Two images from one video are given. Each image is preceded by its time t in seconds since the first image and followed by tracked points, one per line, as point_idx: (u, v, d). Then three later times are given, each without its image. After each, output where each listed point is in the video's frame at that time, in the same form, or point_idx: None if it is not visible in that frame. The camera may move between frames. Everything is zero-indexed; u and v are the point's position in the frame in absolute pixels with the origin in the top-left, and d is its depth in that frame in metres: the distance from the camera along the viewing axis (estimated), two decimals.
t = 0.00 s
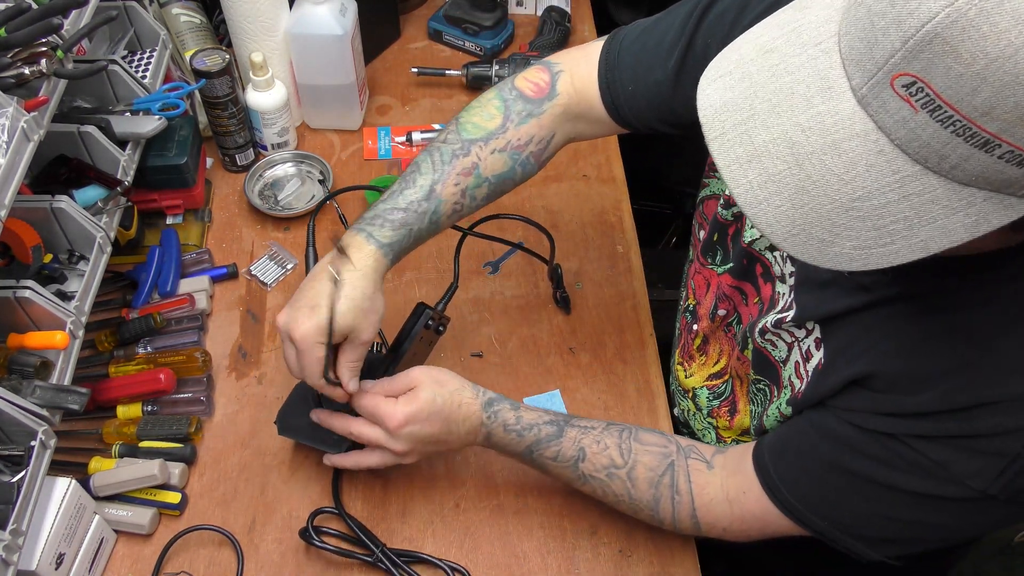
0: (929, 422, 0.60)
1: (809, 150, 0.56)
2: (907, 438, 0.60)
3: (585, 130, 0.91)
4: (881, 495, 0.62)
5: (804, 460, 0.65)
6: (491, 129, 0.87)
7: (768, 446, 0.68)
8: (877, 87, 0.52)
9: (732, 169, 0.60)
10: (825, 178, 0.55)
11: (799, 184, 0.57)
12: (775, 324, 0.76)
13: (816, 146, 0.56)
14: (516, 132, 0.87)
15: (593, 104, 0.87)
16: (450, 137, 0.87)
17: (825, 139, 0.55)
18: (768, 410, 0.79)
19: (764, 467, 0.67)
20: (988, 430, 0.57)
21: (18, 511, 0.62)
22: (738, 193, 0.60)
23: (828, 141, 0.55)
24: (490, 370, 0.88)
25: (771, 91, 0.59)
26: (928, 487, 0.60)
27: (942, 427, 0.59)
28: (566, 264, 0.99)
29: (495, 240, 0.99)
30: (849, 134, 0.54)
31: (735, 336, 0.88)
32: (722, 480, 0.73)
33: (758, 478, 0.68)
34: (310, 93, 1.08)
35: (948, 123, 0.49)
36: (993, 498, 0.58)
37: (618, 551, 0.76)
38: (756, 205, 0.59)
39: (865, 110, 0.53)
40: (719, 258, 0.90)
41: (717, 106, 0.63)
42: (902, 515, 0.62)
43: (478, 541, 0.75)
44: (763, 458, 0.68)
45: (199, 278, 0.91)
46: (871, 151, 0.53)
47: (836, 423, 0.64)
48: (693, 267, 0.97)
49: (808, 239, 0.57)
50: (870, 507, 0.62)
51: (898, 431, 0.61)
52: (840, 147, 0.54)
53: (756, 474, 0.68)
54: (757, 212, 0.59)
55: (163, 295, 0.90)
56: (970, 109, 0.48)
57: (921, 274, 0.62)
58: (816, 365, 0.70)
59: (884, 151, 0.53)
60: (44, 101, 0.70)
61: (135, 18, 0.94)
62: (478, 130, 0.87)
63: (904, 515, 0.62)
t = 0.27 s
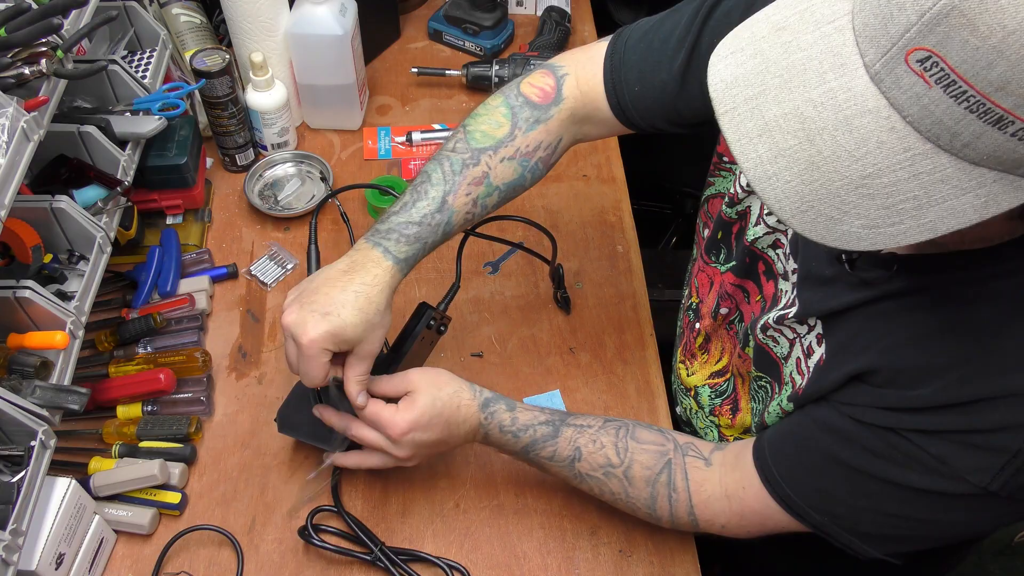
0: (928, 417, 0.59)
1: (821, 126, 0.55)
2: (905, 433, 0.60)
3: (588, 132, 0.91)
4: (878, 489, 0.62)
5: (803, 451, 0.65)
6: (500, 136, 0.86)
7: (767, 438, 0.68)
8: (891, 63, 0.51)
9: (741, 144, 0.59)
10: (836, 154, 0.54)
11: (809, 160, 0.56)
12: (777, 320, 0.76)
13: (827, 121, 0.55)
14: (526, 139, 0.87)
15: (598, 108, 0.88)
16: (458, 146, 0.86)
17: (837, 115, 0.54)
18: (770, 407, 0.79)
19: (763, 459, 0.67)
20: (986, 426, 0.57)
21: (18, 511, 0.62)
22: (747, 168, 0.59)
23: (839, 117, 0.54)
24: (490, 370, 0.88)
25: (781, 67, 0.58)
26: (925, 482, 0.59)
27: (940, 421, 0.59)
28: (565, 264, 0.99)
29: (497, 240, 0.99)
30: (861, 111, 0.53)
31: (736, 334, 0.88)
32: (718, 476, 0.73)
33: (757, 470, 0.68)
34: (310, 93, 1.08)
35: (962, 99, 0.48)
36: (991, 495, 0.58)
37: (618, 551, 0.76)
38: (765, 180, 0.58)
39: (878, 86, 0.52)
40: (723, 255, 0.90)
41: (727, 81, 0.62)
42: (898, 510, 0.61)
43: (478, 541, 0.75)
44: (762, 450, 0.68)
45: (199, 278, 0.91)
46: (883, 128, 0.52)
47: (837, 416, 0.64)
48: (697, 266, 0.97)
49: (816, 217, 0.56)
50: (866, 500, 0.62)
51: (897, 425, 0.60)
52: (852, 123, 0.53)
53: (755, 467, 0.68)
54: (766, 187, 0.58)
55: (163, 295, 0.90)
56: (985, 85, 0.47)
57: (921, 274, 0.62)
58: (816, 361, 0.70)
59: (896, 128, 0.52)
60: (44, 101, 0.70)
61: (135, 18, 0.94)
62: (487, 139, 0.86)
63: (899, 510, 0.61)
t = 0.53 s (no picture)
0: (933, 412, 0.59)
1: (802, 79, 0.54)
2: (910, 430, 0.60)
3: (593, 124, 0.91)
4: (882, 488, 0.61)
5: (805, 452, 0.64)
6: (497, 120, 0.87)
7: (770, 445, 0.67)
8: (869, 20, 0.50)
9: (726, 96, 0.59)
10: (812, 107, 0.53)
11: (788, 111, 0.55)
12: (782, 317, 0.76)
13: (807, 76, 0.54)
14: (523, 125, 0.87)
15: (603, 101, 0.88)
16: (462, 130, 0.87)
17: (817, 68, 0.53)
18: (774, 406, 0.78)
19: (766, 464, 0.67)
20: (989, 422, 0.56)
21: (18, 511, 0.62)
22: (729, 121, 0.59)
23: (819, 72, 0.53)
24: (490, 370, 0.88)
25: (771, 25, 0.58)
26: (931, 480, 0.59)
27: (945, 417, 0.58)
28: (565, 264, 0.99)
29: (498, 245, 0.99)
30: (839, 67, 0.52)
31: (740, 333, 0.88)
32: (726, 493, 0.71)
33: (761, 472, 0.67)
34: (310, 93, 1.08)
35: (933, 50, 0.47)
36: (1000, 492, 0.57)
37: (618, 551, 0.76)
38: (746, 131, 0.58)
39: (856, 44, 0.51)
40: (727, 253, 0.91)
41: (719, 39, 0.62)
42: (904, 509, 0.61)
43: (478, 542, 0.75)
44: (766, 456, 0.67)
45: (199, 278, 0.91)
46: (859, 82, 0.51)
47: (841, 416, 0.64)
48: (700, 264, 0.98)
49: (793, 169, 0.55)
50: (870, 501, 0.62)
51: (901, 422, 0.60)
52: (832, 76, 0.52)
53: (758, 471, 0.68)
54: (747, 139, 0.58)
55: (163, 295, 0.90)
56: (954, 34, 0.46)
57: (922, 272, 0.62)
58: (822, 359, 0.69)
59: (873, 83, 0.50)
60: (44, 101, 0.70)
61: (135, 18, 0.95)
62: (490, 125, 0.87)
63: (904, 509, 0.61)
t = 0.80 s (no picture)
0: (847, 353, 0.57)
1: None
2: (819, 380, 0.57)
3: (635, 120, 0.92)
4: (813, 467, 0.55)
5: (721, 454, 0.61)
6: (660, 122, 1.05)
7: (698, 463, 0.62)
8: None
9: None
10: None
11: None
12: (755, 281, 0.77)
13: None
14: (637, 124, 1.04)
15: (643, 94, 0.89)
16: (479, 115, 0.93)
17: None
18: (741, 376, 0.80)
19: (686, 481, 0.62)
20: (896, 348, 0.53)
21: (18, 512, 0.62)
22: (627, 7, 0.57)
23: None
24: (490, 370, 0.88)
25: None
26: (849, 436, 0.53)
27: (852, 358, 0.56)
28: (565, 264, 0.99)
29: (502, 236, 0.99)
30: None
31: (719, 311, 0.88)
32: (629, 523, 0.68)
33: (682, 505, 0.62)
34: (310, 93, 1.08)
35: None
36: (927, 447, 0.51)
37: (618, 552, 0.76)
38: (641, 16, 0.56)
39: None
40: (728, 222, 0.89)
41: None
42: (824, 493, 0.55)
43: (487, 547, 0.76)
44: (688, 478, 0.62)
45: (199, 278, 0.91)
46: None
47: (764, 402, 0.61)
48: (705, 236, 0.96)
49: (680, 44, 0.54)
50: (803, 490, 0.56)
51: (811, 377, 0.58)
52: None
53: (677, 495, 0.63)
54: (642, 22, 0.56)
55: (163, 295, 0.90)
56: None
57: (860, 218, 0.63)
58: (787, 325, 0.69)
59: None
60: (44, 101, 0.70)
61: (135, 18, 0.95)
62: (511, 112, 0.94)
63: (831, 495, 0.55)
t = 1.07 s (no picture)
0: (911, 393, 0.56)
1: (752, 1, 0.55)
2: (881, 421, 0.57)
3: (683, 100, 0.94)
4: (875, 504, 0.56)
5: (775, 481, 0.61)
6: (657, 131, 1.06)
7: (753, 488, 0.62)
8: None
9: (683, 21, 0.59)
10: (764, 26, 0.54)
11: (738, 31, 0.56)
12: (778, 298, 0.76)
13: None
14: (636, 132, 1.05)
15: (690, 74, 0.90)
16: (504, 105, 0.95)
17: None
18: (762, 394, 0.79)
19: (746, 506, 0.62)
20: (965, 396, 0.53)
21: (18, 512, 0.62)
22: (684, 41, 0.59)
23: None
24: (490, 370, 0.88)
25: None
26: (920, 481, 0.54)
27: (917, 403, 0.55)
28: (565, 264, 0.99)
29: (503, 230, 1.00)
30: None
31: (731, 320, 0.88)
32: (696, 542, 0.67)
33: (739, 519, 0.63)
34: (310, 93, 1.08)
35: None
36: (999, 490, 0.52)
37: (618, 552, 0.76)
38: (699, 51, 0.57)
39: None
40: (735, 228, 0.90)
41: None
42: (891, 530, 0.56)
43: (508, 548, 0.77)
44: (746, 501, 0.62)
45: (199, 278, 0.91)
46: None
47: (818, 428, 0.61)
48: (711, 239, 0.96)
49: (744, 84, 0.55)
50: (863, 526, 0.56)
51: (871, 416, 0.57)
52: None
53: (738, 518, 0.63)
54: (699, 58, 0.57)
55: (163, 295, 0.90)
56: None
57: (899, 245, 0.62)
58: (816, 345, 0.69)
59: None
60: (44, 101, 0.70)
61: (135, 18, 0.95)
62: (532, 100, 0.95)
63: (893, 530, 0.55)
